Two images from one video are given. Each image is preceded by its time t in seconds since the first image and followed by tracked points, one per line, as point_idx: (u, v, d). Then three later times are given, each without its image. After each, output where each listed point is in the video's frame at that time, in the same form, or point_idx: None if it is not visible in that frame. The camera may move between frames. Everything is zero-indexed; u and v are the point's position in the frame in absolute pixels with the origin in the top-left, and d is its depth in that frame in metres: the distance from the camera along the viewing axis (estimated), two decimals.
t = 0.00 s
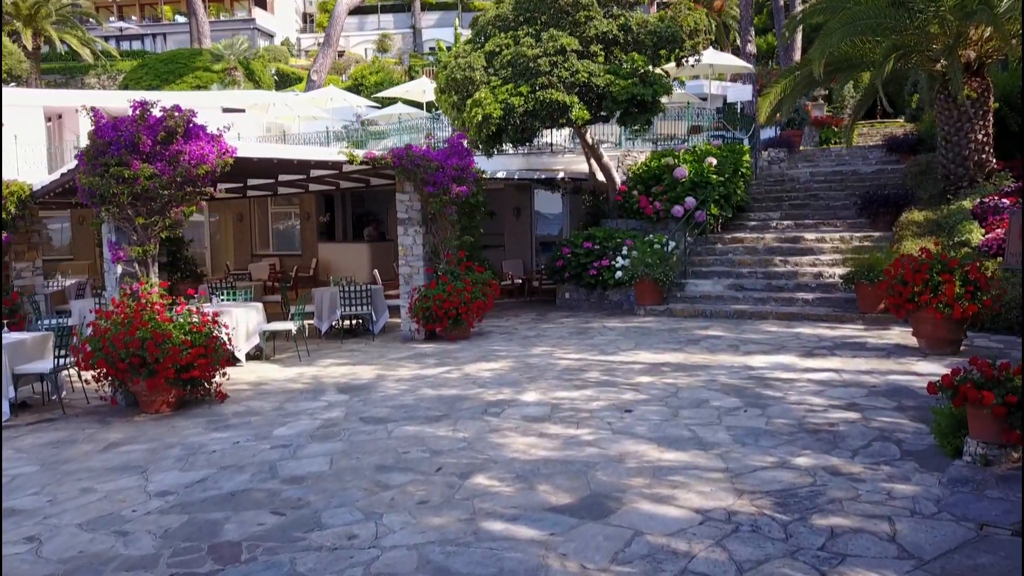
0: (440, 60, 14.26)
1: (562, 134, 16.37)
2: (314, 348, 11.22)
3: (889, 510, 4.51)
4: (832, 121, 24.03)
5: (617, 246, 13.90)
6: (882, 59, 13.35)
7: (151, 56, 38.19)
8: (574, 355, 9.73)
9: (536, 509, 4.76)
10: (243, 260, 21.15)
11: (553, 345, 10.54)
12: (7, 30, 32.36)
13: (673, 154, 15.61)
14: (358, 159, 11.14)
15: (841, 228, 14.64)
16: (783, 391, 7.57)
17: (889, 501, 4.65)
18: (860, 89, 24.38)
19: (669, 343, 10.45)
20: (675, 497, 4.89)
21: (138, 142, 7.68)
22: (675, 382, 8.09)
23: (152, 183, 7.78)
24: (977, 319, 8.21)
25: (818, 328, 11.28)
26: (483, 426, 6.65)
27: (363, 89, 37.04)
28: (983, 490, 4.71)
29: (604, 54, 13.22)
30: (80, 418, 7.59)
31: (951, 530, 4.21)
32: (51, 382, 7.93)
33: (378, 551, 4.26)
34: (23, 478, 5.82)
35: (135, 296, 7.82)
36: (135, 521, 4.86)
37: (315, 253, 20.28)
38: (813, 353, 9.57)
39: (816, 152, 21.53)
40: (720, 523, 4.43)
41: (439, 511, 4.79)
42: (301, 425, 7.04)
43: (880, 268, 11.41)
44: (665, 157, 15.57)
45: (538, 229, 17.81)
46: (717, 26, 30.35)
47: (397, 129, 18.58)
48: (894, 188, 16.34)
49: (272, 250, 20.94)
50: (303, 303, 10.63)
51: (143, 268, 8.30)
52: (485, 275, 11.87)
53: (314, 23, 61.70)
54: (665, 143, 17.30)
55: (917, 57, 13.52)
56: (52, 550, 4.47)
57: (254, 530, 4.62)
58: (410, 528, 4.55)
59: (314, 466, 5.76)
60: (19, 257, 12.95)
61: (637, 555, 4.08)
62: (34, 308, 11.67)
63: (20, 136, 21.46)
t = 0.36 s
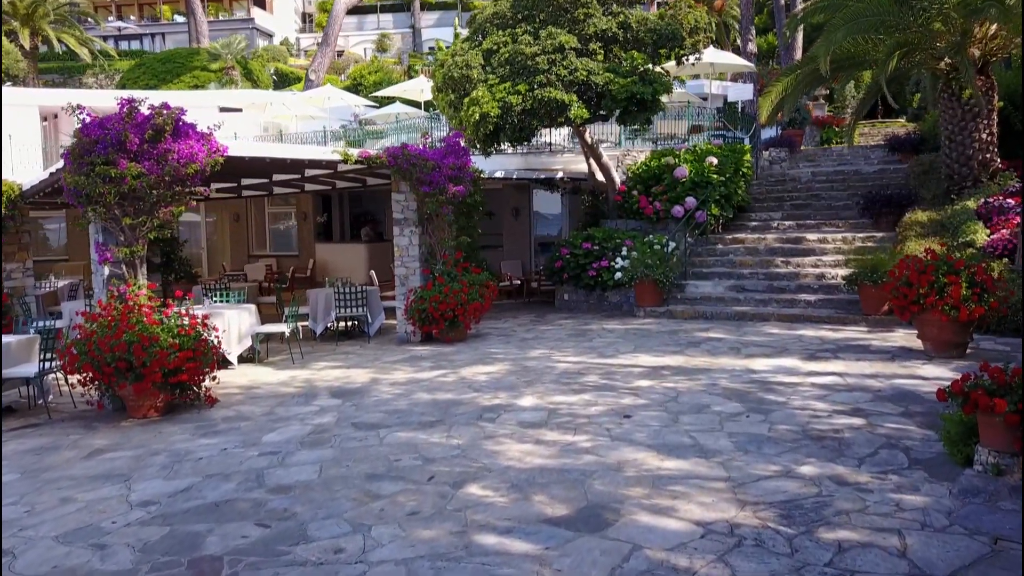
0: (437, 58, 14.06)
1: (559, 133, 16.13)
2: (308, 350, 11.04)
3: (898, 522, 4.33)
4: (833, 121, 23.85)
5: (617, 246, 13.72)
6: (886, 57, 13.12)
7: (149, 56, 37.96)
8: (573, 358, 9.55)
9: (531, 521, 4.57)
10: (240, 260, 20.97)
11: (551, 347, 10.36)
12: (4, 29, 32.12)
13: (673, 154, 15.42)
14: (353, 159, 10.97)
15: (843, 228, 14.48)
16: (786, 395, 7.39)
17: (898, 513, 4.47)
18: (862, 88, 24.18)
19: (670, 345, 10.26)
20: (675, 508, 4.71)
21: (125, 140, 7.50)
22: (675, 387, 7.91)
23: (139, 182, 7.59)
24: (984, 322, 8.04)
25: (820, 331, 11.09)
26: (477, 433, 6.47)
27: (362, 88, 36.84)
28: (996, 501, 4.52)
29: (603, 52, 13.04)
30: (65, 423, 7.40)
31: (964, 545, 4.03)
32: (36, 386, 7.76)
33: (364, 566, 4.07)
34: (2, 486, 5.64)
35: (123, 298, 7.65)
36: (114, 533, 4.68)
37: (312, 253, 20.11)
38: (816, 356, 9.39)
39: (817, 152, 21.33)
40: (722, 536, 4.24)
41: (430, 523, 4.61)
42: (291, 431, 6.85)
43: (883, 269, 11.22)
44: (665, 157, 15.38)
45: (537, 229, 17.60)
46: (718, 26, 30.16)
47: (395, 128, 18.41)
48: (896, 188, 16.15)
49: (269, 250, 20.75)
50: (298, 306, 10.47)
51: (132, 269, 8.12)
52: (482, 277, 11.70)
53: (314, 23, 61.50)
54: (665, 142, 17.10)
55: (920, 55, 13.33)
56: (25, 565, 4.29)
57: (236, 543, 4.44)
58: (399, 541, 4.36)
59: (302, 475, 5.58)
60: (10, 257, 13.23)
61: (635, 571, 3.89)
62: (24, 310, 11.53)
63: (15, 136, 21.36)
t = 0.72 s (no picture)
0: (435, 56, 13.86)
1: (559, 133, 15.95)
2: (302, 354, 10.83)
3: (913, 539, 4.12)
4: (835, 121, 23.63)
5: (618, 247, 13.51)
6: (890, 55, 12.95)
7: (147, 55, 37.70)
8: (572, 362, 9.34)
9: (527, 537, 4.35)
10: (237, 261, 20.76)
11: (550, 350, 10.15)
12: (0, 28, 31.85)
13: (674, 153, 15.23)
14: (347, 157, 10.73)
15: (847, 229, 14.28)
16: (792, 401, 7.18)
17: (912, 529, 4.25)
18: (864, 88, 23.97)
19: (671, 348, 10.05)
20: (678, 522, 4.50)
21: (111, 139, 7.31)
22: (677, 392, 7.70)
23: (126, 182, 7.39)
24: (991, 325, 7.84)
25: (824, 333, 10.88)
26: (473, 441, 6.26)
27: (361, 88, 36.62)
28: (1016, 516, 4.31)
29: (602, 50, 12.83)
30: (49, 429, 7.19)
31: (984, 564, 3.82)
32: (21, 391, 7.55)
33: None
34: None
35: (109, 301, 7.44)
36: (91, 549, 4.47)
37: (309, 254, 19.90)
38: (821, 360, 9.17)
39: (819, 151, 21.09)
40: (728, 553, 4.03)
41: (421, 538, 4.39)
42: (280, 439, 6.64)
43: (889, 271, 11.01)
44: (665, 156, 15.17)
45: (536, 229, 17.34)
46: (719, 25, 29.95)
47: (393, 128, 18.20)
48: (900, 189, 15.94)
49: (265, 250, 20.53)
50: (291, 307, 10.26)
51: (120, 271, 7.92)
52: (480, 278, 11.48)
53: (313, 23, 61.27)
54: (666, 141, 16.87)
55: (925, 53, 13.11)
56: None
57: (217, 560, 4.23)
58: (388, 558, 4.15)
59: (290, 486, 5.36)
60: None
61: None
62: (13, 313, 11.32)
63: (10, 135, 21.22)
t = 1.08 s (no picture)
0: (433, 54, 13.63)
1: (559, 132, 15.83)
2: (297, 357, 10.59)
3: (935, 560, 3.89)
4: (837, 121, 23.41)
5: (619, 249, 13.26)
6: (897, 53, 12.72)
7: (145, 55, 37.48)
8: (573, 366, 9.11)
9: (526, 557, 4.13)
10: (233, 262, 20.53)
11: (551, 354, 9.91)
12: None
13: (676, 153, 15.01)
14: (343, 157, 10.47)
15: (851, 229, 14.05)
16: (800, 408, 6.95)
17: (933, 548, 4.03)
18: (867, 86, 23.74)
19: (674, 352, 9.82)
20: (685, 540, 4.27)
21: (97, 137, 7.10)
22: (681, 398, 7.46)
23: (113, 182, 7.18)
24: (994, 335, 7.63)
25: (830, 337, 10.65)
26: (470, 450, 6.03)
27: (360, 87, 36.39)
28: None
29: (603, 47, 12.60)
30: (33, 437, 6.96)
31: None
32: (5, 398, 7.31)
33: None
34: None
35: (96, 304, 7.21)
36: (66, 568, 4.23)
37: (307, 255, 19.67)
38: (828, 365, 8.94)
39: (822, 151, 20.86)
40: None
41: (415, 558, 4.17)
42: (271, 448, 6.41)
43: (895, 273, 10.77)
44: (668, 156, 14.96)
45: (536, 230, 17.11)
46: (720, 24, 29.74)
47: (392, 127, 17.99)
48: (906, 189, 15.71)
49: (263, 252, 20.30)
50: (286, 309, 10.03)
51: (107, 274, 7.70)
52: (478, 280, 11.25)
53: (312, 23, 61.04)
54: (668, 141, 16.64)
55: (932, 51, 12.87)
56: None
57: None
58: None
59: (279, 499, 5.14)
60: None
61: None
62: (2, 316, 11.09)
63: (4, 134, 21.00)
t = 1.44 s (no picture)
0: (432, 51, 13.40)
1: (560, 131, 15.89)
2: (293, 361, 10.36)
3: None
4: (839, 120, 23.18)
5: (621, 249, 13.03)
6: (904, 51, 12.47)
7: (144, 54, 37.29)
8: (574, 370, 8.88)
9: None
10: (231, 263, 20.32)
11: (551, 357, 9.68)
12: None
13: (678, 152, 14.77)
14: (339, 156, 10.23)
15: (856, 229, 13.82)
16: (809, 415, 6.72)
17: (956, 569, 3.80)
18: (870, 86, 23.52)
19: (677, 355, 9.60)
20: (694, 559, 4.04)
21: (83, 135, 6.89)
22: (686, 404, 7.23)
23: (100, 181, 6.96)
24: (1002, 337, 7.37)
25: (837, 339, 10.42)
26: (468, 460, 5.79)
27: (360, 87, 36.21)
28: None
29: (604, 45, 12.38)
30: (17, 444, 6.74)
31: None
32: None
33: None
34: None
35: (82, 307, 6.99)
36: None
37: (305, 255, 19.46)
38: (836, 369, 8.71)
39: (825, 150, 20.63)
40: None
41: None
42: (262, 456, 6.18)
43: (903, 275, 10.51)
44: (670, 155, 14.73)
45: (537, 229, 16.89)
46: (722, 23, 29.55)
47: (391, 126, 17.79)
48: (912, 190, 15.49)
49: (260, 252, 20.10)
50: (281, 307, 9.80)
51: (94, 276, 7.47)
52: (478, 281, 11.03)
53: (312, 22, 60.85)
54: (669, 140, 16.42)
55: (939, 49, 12.63)
56: None
57: None
58: None
59: (267, 513, 4.91)
60: None
61: None
62: None
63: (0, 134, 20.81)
